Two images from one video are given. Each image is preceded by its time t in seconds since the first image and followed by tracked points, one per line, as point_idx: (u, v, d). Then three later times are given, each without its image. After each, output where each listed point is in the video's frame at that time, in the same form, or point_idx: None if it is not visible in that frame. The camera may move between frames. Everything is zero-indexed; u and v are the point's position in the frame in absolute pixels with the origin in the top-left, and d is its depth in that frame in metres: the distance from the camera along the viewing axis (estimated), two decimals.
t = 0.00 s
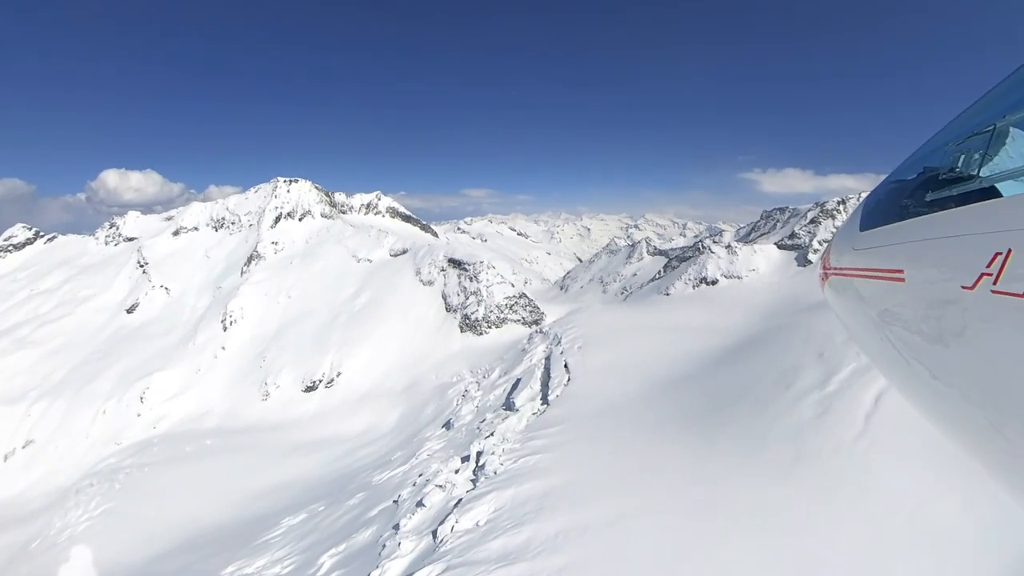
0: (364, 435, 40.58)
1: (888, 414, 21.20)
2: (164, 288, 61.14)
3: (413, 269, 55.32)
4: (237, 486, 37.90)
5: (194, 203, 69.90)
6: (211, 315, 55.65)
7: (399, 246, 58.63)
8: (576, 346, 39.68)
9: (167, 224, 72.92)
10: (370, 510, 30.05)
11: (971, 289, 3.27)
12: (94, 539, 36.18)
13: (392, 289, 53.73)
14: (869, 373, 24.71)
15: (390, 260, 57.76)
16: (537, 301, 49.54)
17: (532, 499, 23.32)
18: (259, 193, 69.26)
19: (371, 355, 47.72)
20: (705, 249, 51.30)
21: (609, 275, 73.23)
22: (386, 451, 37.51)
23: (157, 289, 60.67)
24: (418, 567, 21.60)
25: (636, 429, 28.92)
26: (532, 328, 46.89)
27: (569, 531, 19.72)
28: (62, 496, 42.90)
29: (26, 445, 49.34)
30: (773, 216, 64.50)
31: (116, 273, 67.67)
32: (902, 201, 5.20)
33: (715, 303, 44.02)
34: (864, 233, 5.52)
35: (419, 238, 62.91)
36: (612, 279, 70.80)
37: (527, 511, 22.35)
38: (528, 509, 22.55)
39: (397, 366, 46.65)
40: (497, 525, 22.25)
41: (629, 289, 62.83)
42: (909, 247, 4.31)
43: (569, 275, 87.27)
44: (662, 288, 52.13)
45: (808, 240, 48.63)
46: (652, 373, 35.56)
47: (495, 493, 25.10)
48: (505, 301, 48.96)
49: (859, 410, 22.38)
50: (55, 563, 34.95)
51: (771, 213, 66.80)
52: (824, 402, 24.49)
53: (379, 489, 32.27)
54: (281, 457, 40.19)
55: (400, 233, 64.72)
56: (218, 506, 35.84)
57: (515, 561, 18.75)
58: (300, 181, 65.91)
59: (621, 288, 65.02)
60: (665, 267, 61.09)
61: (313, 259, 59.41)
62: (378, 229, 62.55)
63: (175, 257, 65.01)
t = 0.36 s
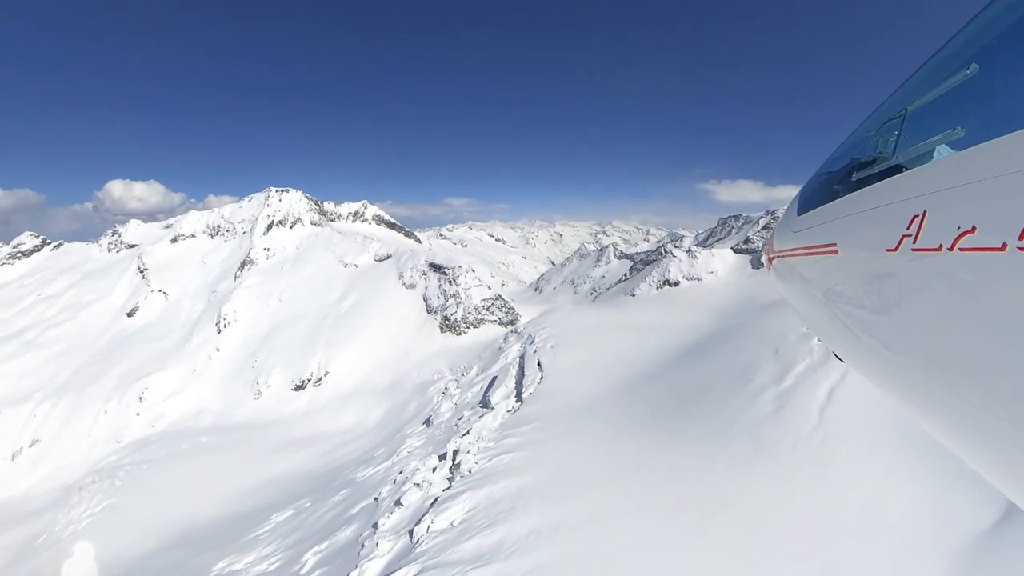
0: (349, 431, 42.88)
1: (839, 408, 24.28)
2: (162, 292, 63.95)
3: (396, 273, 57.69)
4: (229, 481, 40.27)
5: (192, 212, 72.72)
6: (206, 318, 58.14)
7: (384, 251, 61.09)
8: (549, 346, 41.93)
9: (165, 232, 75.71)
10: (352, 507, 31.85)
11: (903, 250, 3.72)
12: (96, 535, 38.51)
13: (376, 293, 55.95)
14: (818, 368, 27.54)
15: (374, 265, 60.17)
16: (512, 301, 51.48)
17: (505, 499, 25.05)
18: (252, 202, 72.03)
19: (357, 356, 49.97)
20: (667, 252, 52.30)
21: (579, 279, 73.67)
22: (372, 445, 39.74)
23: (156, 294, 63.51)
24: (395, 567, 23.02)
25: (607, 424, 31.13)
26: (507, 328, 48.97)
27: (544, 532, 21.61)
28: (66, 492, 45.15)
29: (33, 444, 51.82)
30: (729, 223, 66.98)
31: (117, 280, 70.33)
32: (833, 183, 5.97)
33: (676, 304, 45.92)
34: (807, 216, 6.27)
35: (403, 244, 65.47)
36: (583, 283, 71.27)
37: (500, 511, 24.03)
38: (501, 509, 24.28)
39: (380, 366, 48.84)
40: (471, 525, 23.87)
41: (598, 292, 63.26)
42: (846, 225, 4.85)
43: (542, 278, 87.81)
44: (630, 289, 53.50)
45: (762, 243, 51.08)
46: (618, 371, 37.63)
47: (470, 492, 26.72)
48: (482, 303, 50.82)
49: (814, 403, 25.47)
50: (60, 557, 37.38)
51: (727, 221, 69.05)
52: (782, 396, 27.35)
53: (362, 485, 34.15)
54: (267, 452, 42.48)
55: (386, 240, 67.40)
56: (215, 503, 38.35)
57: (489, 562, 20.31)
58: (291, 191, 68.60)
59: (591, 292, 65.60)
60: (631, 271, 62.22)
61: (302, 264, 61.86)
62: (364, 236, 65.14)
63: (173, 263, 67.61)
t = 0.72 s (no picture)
0: (347, 422, 46.02)
1: (802, 403, 26.23)
2: (178, 293, 68.49)
3: (392, 276, 61.24)
4: (237, 470, 43.56)
5: (206, 219, 77.25)
6: (217, 318, 62.00)
7: (381, 256, 64.74)
8: (532, 343, 44.91)
9: (182, 237, 80.16)
10: (347, 497, 34.29)
11: (846, 241, 3.48)
12: (117, 521, 41.90)
13: (373, 295, 59.28)
14: (781, 365, 29.53)
15: (372, 268, 63.76)
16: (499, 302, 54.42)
17: (488, 494, 25.98)
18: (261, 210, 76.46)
19: (355, 353, 53.35)
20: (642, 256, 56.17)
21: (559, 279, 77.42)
22: (368, 437, 42.68)
23: (172, 295, 67.83)
24: (381, 561, 24.06)
25: (586, 416, 33.13)
26: (493, 326, 51.91)
27: (525, 528, 22.44)
28: (90, 481, 48.65)
29: (61, 435, 55.81)
30: (694, 231, 70.35)
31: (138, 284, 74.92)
32: (771, 189, 5.75)
33: (649, 304, 48.86)
34: (750, 216, 6.13)
35: (400, 249, 69.29)
36: (562, 283, 74.80)
37: (484, 506, 24.97)
38: (484, 504, 25.20)
39: (375, 363, 52.02)
40: (455, 519, 24.74)
41: (577, 291, 66.52)
42: (786, 224, 4.68)
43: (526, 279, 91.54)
44: (606, 289, 57.05)
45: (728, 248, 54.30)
46: (595, 367, 40.10)
47: (455, 487, 27.61)
48: (471, 303, 54.09)
49: (778, 398, 27.40)
50: (83, 539, 40.90)
51: (693, 228, 72.48)
52: (749, 391, 29.27)
53: (356, 476, 36.74)
54: (270, 443, 45.75)
55: (384, 245, 71.36)
56: (222, 490, 41.67)
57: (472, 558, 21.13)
58: (297, 200, 72.91)
59: (570, 291, 68.94)
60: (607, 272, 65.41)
61: (306, 267, 65.61)
62: (363, 242, 69.07)
63: (188, 266, 71.79)
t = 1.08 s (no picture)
0: (355, 414, 49.83)
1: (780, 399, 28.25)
2: (202, 293, 72.63)
3: (397, 277, 65.31)
4: (256, 456, 47.63)
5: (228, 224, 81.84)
6: (237, 317, 66.26)
7: (387, 258, 69.01)
8: (526, 340, 48.71)
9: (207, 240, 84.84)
10: (348, 488, 37.41)
11: (803, 242, 3.55)
12: (146, 503, 45.69)
13: (380, 296, 63.21)
14: (759, 364, 31.89)
15: (379, 270, 67.85)
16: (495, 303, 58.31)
17: (480, 491, 27.72)
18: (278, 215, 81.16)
19: (362, 348, 57.40)
20: (628, 260, 60.89)
21: (553, 279, 81.86)
22: (373, 427, 46.46)
23: (196, 295, 72.13)
24: (378, 555, 25.95)
25: (576, 413, 35.62)
26: (490, 325, 55.75)
27: (513, 525, 24.05)
28: (120, 466, 52.53)
29: (97, 422, 59.63)
30: (677, 235, 74.57)
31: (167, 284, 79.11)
32: (735, 198, 5.88)
33: (636, 305, 52.77)
34: (717, 223, 6.22)
35: (405, 253, 73.48)
36: (555, 283, 78.99)
37: (475, 503, 26.56)
38: (475, 501, 26.79)
39: (381, 359, 55.96)
40: (448, 516, 26.33)
41: (569, 292, 70.51)
42: (753, 228, 4.72)
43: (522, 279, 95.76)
44: (595, 290, 61.43)
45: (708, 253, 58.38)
46: (584, 364, 43.61)
47: (449, 484, 29.26)
48: (470, 302, 58.03)
49: (756, 396, 29.48)
50: (115, 520, 44.68)
51: (677, 234, 76.67)
52: (728, 390, 31.59)
53: (358, 466, 40.08)
54: (287, 432, 49.59)
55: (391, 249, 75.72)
56: (242, 475, 45.56)
57: (462, 555, 22.70)
58: (311, 207, 77.64)
59: (563, 291, 73.00)
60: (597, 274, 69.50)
61: (318, 270, 69.79)
62: (371, 245, 73.37)
63: (212, 267, 76.31)
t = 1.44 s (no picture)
0: (363, 408, 53.14)
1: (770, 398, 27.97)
2: (223, 292, 76.19)
3: (404, 278, 69.06)
4: (273, 442, 51.28)
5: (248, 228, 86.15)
6: (254, 315, 69.99)
7: (395, 261, 73.05)
8: (523, 339, 52.38)
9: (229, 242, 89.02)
10: (351, 481, 39.18)
11: (780, 241, 3.80)
12: (168, 487, 48.84)
13: (388, 295, 66.92)
14: (749, 364, 31.97)
15: (387, 271, 71.58)
16: (495, 303, 61.96)
17: (474, 490, 27.82)
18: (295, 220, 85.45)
19: (370, 344, 60.96)
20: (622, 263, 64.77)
21: (550, 281, 85.67)
22: (378, 420, 49.81)
23: (218, 294, 75.88)
24: (373, 554, 25.89)
25: (573, 413, 37.29)
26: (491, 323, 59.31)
27: (507, 525, 23.85)
28: (145, 453, 55.82)
29: (126, 411, 63.10)
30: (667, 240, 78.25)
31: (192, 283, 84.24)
32: (723, 203, 6.13)
33: (630, 305, 56.50)
34: (708, 226, 6.50)
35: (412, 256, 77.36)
36: (552, 284, 82.63)
37: (470, 504, 26.52)
38: (470, 501, 26.81)
39: (388, 355, 59.41)
40: (442, 516, 26.24)
41: (566, 292, 74.11)
42: (739, 230, 4.93)
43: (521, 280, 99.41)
44: (590, 291, 65.35)
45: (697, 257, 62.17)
46: (579, 362, 46.92)
47: (445, 484, 29.52)
48: (471, 302, 61.88)
49: (745, 397, 29.37)
50: (139, 503, 47.71)
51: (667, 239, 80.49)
52: (719, 390, 31.66)
53: (361, 460, 42.29)
54: (300, 424, 53.01)
55: (399, 252, 79.80)
56: (258, 463, 48.67)
57: (456, 557, 22.25)
58: (325, 212, 82.12)
59: (559, 292, 76.59)
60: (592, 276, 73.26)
61: (330, 271, 73.59)
62: (380, 248, 77.48)
63: (232, 267, 80.43)
